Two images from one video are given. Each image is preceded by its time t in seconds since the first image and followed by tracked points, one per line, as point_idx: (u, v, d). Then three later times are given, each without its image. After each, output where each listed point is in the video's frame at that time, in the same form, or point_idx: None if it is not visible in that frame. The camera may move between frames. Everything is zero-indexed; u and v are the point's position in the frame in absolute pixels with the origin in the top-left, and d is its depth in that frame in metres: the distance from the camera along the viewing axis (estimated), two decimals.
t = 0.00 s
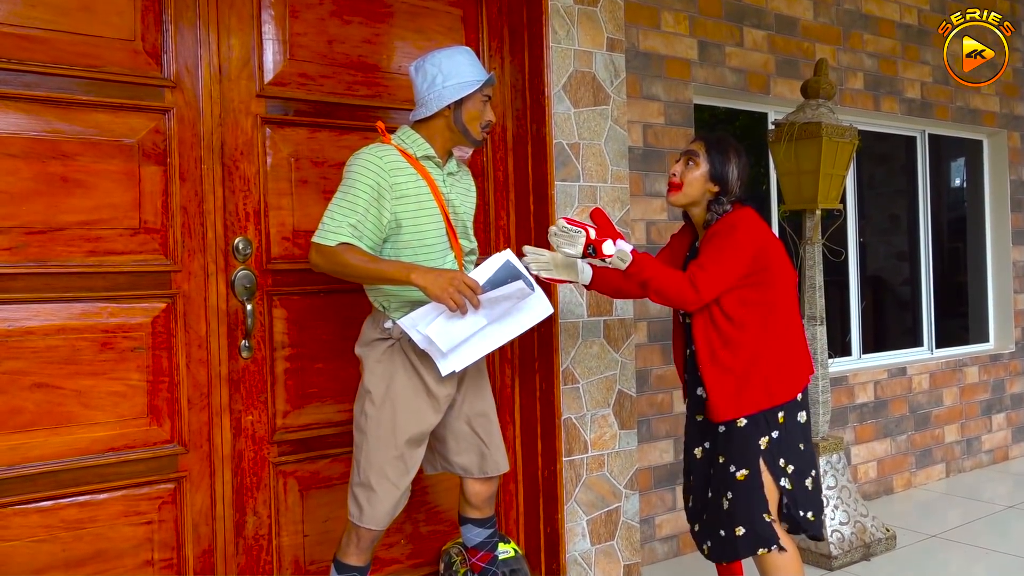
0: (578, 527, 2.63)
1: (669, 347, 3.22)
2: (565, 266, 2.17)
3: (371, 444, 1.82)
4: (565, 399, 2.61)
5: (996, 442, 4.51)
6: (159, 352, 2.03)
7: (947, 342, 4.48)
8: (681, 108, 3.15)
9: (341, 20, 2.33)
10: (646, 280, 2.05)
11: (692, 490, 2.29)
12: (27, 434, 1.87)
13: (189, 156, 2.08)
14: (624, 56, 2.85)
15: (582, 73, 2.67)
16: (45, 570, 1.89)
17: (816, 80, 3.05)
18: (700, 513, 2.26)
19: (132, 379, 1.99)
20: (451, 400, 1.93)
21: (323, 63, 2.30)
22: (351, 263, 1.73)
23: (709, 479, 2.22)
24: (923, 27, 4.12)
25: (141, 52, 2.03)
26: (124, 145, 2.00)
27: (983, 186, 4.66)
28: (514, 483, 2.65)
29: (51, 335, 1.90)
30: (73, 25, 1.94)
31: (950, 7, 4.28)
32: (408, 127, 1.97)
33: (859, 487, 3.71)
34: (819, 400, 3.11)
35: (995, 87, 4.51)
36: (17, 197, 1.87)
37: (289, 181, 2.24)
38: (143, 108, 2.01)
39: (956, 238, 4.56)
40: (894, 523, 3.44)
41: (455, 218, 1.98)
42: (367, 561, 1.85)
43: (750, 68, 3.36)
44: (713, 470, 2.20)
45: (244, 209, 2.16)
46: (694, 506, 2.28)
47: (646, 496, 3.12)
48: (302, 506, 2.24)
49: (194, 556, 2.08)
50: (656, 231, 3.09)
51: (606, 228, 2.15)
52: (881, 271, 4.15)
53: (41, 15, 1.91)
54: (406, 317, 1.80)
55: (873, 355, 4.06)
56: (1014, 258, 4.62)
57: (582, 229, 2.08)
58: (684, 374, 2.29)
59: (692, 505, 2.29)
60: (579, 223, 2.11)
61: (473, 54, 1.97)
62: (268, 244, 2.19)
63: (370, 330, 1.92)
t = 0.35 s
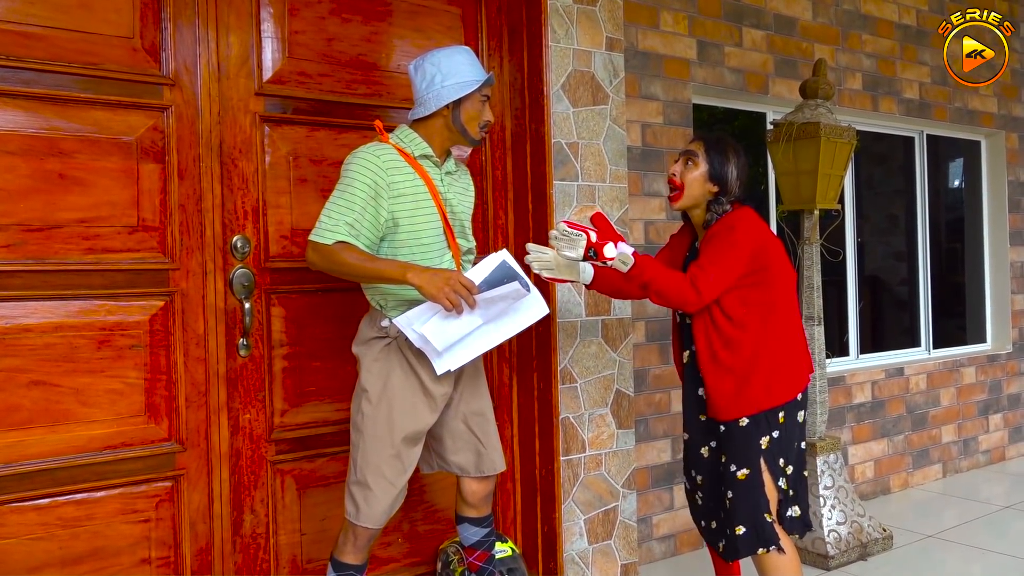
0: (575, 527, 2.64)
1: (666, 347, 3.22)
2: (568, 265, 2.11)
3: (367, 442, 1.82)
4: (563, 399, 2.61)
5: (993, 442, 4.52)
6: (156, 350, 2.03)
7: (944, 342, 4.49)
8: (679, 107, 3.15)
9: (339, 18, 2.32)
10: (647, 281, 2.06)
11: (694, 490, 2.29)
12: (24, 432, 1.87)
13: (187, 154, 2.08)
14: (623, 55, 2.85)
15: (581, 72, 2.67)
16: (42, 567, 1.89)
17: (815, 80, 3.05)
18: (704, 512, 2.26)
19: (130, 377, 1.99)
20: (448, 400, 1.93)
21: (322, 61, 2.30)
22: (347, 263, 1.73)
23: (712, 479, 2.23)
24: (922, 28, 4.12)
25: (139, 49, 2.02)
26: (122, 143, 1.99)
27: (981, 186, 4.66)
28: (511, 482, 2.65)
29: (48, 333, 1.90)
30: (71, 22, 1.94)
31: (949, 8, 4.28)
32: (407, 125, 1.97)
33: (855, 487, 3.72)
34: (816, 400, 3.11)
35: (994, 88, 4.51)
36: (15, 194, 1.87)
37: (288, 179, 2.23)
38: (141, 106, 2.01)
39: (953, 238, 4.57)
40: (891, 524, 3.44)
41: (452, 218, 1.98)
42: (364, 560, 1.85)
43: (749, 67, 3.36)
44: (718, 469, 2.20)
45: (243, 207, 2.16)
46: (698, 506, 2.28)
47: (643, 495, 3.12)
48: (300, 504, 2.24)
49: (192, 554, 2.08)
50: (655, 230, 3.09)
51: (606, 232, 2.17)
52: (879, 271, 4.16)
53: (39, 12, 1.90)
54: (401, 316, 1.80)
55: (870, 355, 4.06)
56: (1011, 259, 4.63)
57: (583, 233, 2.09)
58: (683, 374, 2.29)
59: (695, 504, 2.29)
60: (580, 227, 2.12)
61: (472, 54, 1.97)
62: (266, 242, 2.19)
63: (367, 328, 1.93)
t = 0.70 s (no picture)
0: (574, 531, 2.64)
1: (665, 350, 3.22)
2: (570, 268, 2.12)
3: (365, 447, 1.83)
4: (561, 403, 2.61)
5: (991, 445, 4.52)
6: (154, 356, 2.03)
7: (942, 345, 4.49)
8: (676, 111, 3.15)
9: (337, 24, 2.33)
10: (650, 285, 2.06)
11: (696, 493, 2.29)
12: (22, 437, 1.87)
13: (185, 159, 2.08)
14: (620, 60, 2.86)
15: (578, 77, 2.68)
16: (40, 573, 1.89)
17: (812, 84, 3.07)
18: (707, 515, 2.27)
19: (128, 382, 1.99)
20: (445, 404, 1.94)
21: (319, 67, 2.30)
22: (345, 268, 1.73)
23: (714, 482, 2.23)
24: (918, 32, 4.13)
25: (137, 55, 2.03)
26: (120, 148, 2.00)
27: (978, 190, 4.68)
28: (509, 486, 2.65)
29: (46, 338, 1.90)
30: (69, 28, 1.94)
31: (947, 11, 4.29)
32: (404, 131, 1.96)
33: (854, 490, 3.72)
34: (814, 403, 3.11)
35: (990, 91, 4.52)
36: (13, 200, 1.87)
37: (286, 185, 2.24)
38: (139, 111, 2.01)
39: (951, 241, 4.58)
40: (890, 527, 3.44)
41: (449, 222, 1.98)
42: (362, 564, 1.85)
43: (746, 71, 3.37)
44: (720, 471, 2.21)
45: (241, 212, 2.17)
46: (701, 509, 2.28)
47: (642, 499, 3.12)
48: (298, 509, 2.24)
49: (190, 560, 2.08)
50: (652, 235, 3.10)
51: (608, 236, 2.19)
52: (876, 274, 4.16)
53: (37, 18, 1.91)
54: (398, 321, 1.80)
55: (868, 358, 4.07)
56: (1008, 262, 4.64)
57: (586, 237, 2.11)
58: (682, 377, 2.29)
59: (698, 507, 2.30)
60: (583, 231, 2.14)
61: (469, 60, 1.98)
62: (264, 247, 2.19)
63: (365, 333, 1.93)
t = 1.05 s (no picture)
0: (574, 534, 2.63)
1: (664, 353, 3.22)
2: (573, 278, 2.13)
3: (365, 450, 1.82)
4: (561, 405, 2.61)
5: (991, 448, 4.52)
6: (154, 358, 2.03)
7: (942, 348, 4.49)
8: (676, 114, 3.16)
9: (337, 27, 2.33)
10: (655, 293, 2.06)
11: (698, 498, 2.29)
12: (22, 440, 1.86)
13: (185, 162, 2.08)
14: (620, 63, 2.86)
15: (578, 80, 2.68)
16: None
17: (812, 87, 3.07)
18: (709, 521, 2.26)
19: (128, 384, 1.99)
20: (445, 406, 1.94)
21: (319, 69, 2.31)
22: (343, 271, 1.73)
23: (717, 486, 2.23)
24: (918, 35, 4.14)
25: (137, 58, 2.03)
26: (121, 151, 2.00)
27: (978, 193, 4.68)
28: (509, 489, 2.64)
29: (46, 341, 1.90)
30: (70, 30, 1.95)
31: (947, 15, 4.30)
32: (403, 134, 1.97)
33: (854, 493, 3.72)
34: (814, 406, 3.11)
35: (990, 95, 4.53)
36: (13, 202, 1.87)
37: (286, 187, 2.24)
38: (139, 114, 2.02)
39: (951, 245, 4.58)
40: (890, 530, 3.44)
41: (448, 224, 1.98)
42: (361, 567, 1.85)
43: (745, 75, 3.37)
44: (722, 477, 2.20)
45: (241, 215, 2.17)
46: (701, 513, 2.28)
47: (642, 502, 3.12)
48: (297, 512, 2.24)
49: (189, 562, 2.08)
50: (652, 237, 3.10)
51: (614, 246, 2.18)
52: (876, 278, 4.16)
53: (38, 21, 1.91)
54: (395, 324, 1.80)
55: (868, 361, 4.07)
56: (1008, 265, 4.64)
57: (591, 248, 2.12)
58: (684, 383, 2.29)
59: (699, 513, 2.29)
60: (587, 241, 2.14)
61: (468, 62, 1.97)
62: (264, 250, 2.19)
63: (364, 336, 1.92)
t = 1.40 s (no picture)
0: (574, 529, 2.64)
1: (664, 349, 3.22)
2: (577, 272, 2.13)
3: (359, 444, 1.83)
4: (561, 401, 2.61)
5: (991, 443, 4.52)
6: (153, 354, 2.03)
7: (942, 344, 4.49)
8: (676, 109, 3.15)
9: (336, 22, 2.33)
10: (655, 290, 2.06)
11: (696, 494, 2.29)
12: (21, 436, 1.86)
13: (184, 158, 2.08)
14: (619, 58, 2.85)
15: (578, 75, 2.68)
16: (39, 572, 1.89)
17: (812, 83, 3.07)
18: (705, 517, 2.26)
19: (127, 380, 1.99)
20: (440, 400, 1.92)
21: (318, 64, 2.30)
22: (364, 250, 1.71)
23: (714, 481, 2.22)
24: (918, 30, 4.13)
25: (136, 53, 2.02)
26: (119, 146, 1.99)
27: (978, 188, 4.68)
28: (509, 485, 2.64)
29: (45, 337, 1.90)
30: (68, 25, 1.94)
31: (947, 11, 4.30)
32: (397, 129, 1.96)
33: (853, 488, 3.72)
34: (814, 401, 3.11)
35: (990, 90, 4.53)
36: (11, 198, 1.87)
37: (285, 183, 2.24)
38: (137, 109, 2.01)
39: (950, 240, 4.58)
40: (890, 525, 3.44)
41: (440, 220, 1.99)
42: (360, 562, 1.85)
43: (745, 70, 3.37)
44: (719, 473, 2.20)
45: (240, 211, 2.16)
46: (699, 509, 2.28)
47: (641, 497, 3.12)
48: (297, 507, 2.24)
49: (189, 558, 2.08)
50: (652, 233, 3.10)
51: (615, 239, 2.17)
52: (876, 273, 4.17)
53: (36, 16, 1.90)
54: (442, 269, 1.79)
55: (868, 356, 4.07)
56: (1008, 260, 4.64)
57: (591, 241, 2.12)
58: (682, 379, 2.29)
59: (697, 508, 2.29)
60: (588, 234, 2.14)
61: (478, 74, 1.94)
62: (263, 246, 2.19)
63: (357, 331, 1.91)
